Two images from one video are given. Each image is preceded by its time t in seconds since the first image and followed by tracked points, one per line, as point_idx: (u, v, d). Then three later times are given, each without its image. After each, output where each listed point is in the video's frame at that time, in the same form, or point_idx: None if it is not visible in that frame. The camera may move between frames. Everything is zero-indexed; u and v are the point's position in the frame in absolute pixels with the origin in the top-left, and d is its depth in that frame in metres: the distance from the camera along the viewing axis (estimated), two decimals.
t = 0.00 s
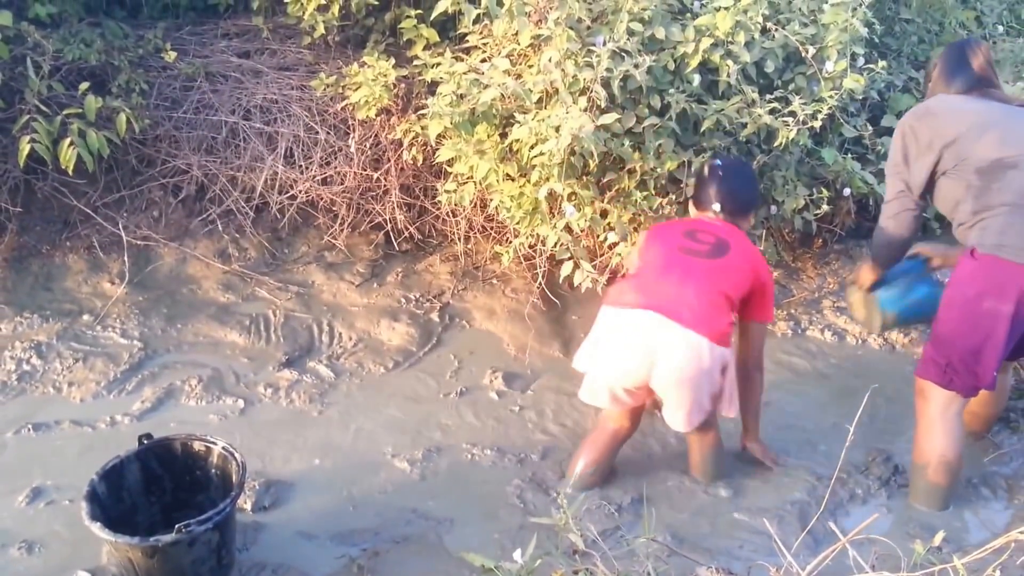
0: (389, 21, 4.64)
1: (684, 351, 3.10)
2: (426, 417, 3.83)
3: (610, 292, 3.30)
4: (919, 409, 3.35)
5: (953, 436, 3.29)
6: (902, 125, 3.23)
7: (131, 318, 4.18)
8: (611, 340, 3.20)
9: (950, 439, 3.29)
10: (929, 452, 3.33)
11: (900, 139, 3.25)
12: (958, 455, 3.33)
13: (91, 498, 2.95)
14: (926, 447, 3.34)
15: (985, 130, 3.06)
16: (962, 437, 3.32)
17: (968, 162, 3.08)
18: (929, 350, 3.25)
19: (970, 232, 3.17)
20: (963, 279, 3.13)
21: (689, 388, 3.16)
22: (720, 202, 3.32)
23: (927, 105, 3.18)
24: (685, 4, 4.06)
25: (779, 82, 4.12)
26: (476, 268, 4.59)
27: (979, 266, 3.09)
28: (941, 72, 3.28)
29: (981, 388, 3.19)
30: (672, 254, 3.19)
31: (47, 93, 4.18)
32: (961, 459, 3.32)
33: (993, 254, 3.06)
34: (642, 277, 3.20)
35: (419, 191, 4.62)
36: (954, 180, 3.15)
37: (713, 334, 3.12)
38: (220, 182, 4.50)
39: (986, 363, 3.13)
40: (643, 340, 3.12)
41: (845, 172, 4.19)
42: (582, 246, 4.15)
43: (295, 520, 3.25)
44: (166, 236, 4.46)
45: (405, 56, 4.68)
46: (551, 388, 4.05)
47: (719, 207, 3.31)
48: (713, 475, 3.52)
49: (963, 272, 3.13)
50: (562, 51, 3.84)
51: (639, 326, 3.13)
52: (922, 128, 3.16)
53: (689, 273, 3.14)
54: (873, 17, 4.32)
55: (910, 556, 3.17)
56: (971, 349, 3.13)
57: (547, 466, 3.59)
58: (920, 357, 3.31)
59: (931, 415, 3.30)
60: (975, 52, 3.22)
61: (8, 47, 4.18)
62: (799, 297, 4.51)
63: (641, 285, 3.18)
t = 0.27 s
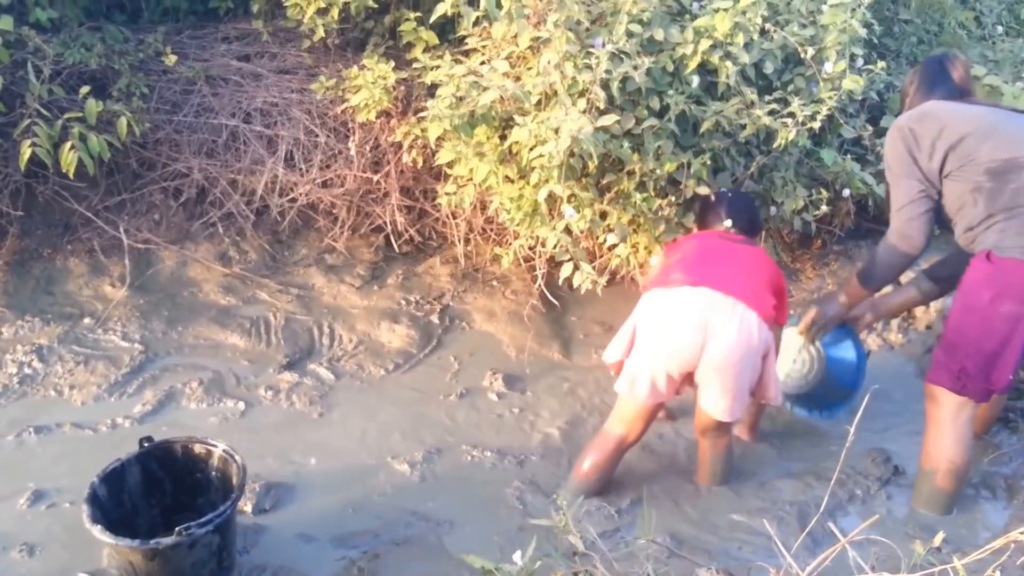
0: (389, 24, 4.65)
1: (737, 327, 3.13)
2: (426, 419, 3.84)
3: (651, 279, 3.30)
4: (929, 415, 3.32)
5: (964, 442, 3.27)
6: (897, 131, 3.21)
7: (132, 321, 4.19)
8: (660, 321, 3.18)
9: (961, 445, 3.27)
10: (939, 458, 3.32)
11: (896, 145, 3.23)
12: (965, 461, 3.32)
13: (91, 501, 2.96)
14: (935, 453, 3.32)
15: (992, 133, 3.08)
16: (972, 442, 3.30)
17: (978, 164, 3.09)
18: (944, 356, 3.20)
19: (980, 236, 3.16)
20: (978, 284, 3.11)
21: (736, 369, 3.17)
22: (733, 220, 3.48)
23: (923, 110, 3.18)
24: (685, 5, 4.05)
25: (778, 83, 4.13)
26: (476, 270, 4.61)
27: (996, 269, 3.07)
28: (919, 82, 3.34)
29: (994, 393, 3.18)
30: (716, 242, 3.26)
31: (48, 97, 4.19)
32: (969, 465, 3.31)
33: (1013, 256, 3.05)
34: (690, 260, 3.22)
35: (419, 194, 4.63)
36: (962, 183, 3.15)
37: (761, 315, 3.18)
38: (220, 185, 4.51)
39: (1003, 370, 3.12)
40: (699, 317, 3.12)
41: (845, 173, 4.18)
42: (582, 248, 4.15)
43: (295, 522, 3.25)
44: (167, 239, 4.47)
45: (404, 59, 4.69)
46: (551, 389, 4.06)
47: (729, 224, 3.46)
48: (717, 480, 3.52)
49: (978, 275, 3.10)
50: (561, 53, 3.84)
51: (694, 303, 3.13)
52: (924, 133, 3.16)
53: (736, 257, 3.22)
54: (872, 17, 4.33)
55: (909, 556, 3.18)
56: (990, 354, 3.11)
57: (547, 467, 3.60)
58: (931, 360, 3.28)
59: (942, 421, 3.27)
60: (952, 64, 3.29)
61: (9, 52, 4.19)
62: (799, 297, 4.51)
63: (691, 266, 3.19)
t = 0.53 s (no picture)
0: (389, 27, 4.65)
1: (750, 326, 3.10)
2: (427, 421, 3.83)
3: (660, 279, 3.25)
4: (933, 417, 3.30)
5: (967, 444, 3.26)
6: (890, 148, 3.19)
7: (132, 324, 4.19)
8: (672, 320, 3.13)
9: (964, 447, 3.26)
10: (942, 460, 3.31)
11: (891, 162, 3.21)
12: (968, 464, 3.31)
13: (93, 505, 2.96)
14: (939, 455, 3.31)
15: (990, 138, 3.09)
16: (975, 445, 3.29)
17: (980, 169, 3.09)
18: (950, 361, 3.17)
19: (985, 240, 3.15)
20: (983, 288, 3.07)
21: (748, 368, 3.14)
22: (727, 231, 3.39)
23: (915, 125, 3.18)
24: (684, 6, 4.04)
25: (778, 85, 4.13)
26: (477, 272, 4.61)
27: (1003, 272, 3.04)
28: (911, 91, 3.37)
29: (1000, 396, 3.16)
30: (724, 241, 3.22)
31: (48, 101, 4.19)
32: (973, 468, 3.31)
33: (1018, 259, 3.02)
34: (701, 258, 3.17)
35: (419, 196, 4.64)
36: (964, 190, 3.14)
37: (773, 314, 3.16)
38: (221, 188, 4.51)
39: (1008, 374, 3.09)
40: (712, 315, 3.08)
41: (845, 174, 4.20)
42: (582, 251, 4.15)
43: (297, 525, 3.25)
44: (167, 242, 4.48)
45: (405, 62, 4.69)
46: (552, 391, 4.05)
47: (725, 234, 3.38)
48: (719, 485, 3.51)
49: (984, 279, 3.07)
50: (561, 55, 3.84)
51: (707, 301, 3.09)
52: (920, 145, 3.15)
53: (746, 255, 3.19)
54: (872, 19, 4.34)
55: (909, 557, 3.19)
56: (997, 359, 3.07)
57: (548, 469, 3.60)
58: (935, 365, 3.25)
59: (946, 425, 3.25)
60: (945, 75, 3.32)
61: (9, 56, 4.20)
62: (799, 299, 4.51)
63: (702, 264, 3.14)
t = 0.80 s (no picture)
0: (389, 30, 4.64)
1: (751, 327, 3.10)
2: (428, 424, 3.83)
3: (660, 282, 3.24)
4: (932, 418, 3.34)
5: (967, 444, 3.28)
6: (890, 153, 3.20)
7: (133, 328, 4.18)
8: (674, 323, 3.12)
9: (963, 447, 3.28)
10: (942, 461, 3.33)
11: (892, 168, 3.22)
12: (969, 465, 3.33)
13: (94, 509, 2.95)
14: (939, 456, 3.33)
15: (987, 138, 3.09)
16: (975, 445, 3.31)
17: (977, 170, 3.10)
18: (948, 360, 3.21)
19: (983, 240, 3.15)
20: (980, 287, 3.11)
21: (750, 370, 3.15)
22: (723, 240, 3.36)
23: (913, 130, 3.19)
24: (684, 9, 4.03)
25: (778, 87, 4.13)
26: (478, 275, 4.61)
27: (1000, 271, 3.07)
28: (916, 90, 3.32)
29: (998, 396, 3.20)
30: (722, 243, 3.22)
31: (48, 105, 4.19)
32: (973, 468, 3.32)
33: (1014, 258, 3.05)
34: (701, 261, 3.17)
35: (420, 200, 4.64)
36: (962, 191, 3.14)
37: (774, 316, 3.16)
38: (221, 192, 4.52)
39: (1004, 373, 3.13)
40: (714, 317, 3.08)
41: (846, 176, 4.19)
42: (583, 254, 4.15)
43: (298, 528, 3.25)
44: (168, 246, 4.48)
45: (405, 65, 4.68)
46: (553, 394, 4.05)
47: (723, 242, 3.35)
48: (721, 489, 3.51)
49: (982, 278, 3.10)
50: (561, 58, 3.85)
51: (708, 304, 3.08)
52: (919, 149, 3.15)
53: (745, 257, 3.19)
54: (872, 20, 4.34)
55: (911, 559, 3.18)
56: (993, 358, 3.12)
57: (549, 472, 3.59)
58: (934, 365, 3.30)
59: (945, 424, 3.29)
60: (948, 74, 3.30)
61: (9, 60, 4.20)
62: (800, 302, 4.50)
63: (703, 266, 3.14)
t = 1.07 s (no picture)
0: (389, 33, 4.63)
1: (752, 331, 3.10)
2: (428, 427, 3.83)
3: (659, 287, 3.23)
4: (928, 418, 3.35)
5: (963, 444, 3.28)
6: (896, 147, 3.31)
7: (134, 332, 4.18)
8: (675, 328, 3.11)
9: (960, 446, 3.28)
10: (939, 460, 3.32)
11: (899, 160, 3.32)
12: (966, 465, 3.32)
13: (94, 513, 2.95)
14: (935, 455, 3.33)
15: (986, 137, 3.13)
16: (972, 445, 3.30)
17: (972, 169, 3.15)
18: (941, 358, 3.23)
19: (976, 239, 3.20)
20: (973, 284, 3.14)
21: (751, 374, 3.14)
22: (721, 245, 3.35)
23: (921, 124, 3.27)
24: (685, 12, 4.02)
25: (779, 90, 4.14)
26: (478, 279, 4.61)
27: (991, 269, 3.11)
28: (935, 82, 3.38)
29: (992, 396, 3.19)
30: (721, 247, 3.23)
31: (48, 109, 4.19)
32: (970, 468, 3.31)
33: (1007, 257, 3.09)
34: (701, 265, 3.16)
35: (420, 203, 4.64)
36: (958, 189, 3.20)
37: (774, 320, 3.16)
38: (221, 196, 4.52)
39: (997, 370, 3.12)
40: (716, 321, 3.07)
41: (846, 179, 4.20)
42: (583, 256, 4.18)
43: (298, 532, 3.24)
44: (168, 250, 4.48)
45: (405, 68, 4.68)
46: (554, 397, 4.04)
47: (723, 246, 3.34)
48: (722, 491, 3.50)
49: (974, 276, 3.14)
50: (561, 61, 3.85)
51: (710, 308, 3.08)
52: (922, 143, 3.24)
53: (743, 260, 3.19)
54: (872, 23, 4.34)
55: (911, 561, 3.17)
56: (984, 355, 3.13)
57: (550, 475, 3.59)
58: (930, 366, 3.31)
59: (940, 424, 3.30)
60: (968, 70, 3.36)
61: (9, 64, 4.20)
62: (801, 304, 4.50)
63: (703, 270, 3.14)
